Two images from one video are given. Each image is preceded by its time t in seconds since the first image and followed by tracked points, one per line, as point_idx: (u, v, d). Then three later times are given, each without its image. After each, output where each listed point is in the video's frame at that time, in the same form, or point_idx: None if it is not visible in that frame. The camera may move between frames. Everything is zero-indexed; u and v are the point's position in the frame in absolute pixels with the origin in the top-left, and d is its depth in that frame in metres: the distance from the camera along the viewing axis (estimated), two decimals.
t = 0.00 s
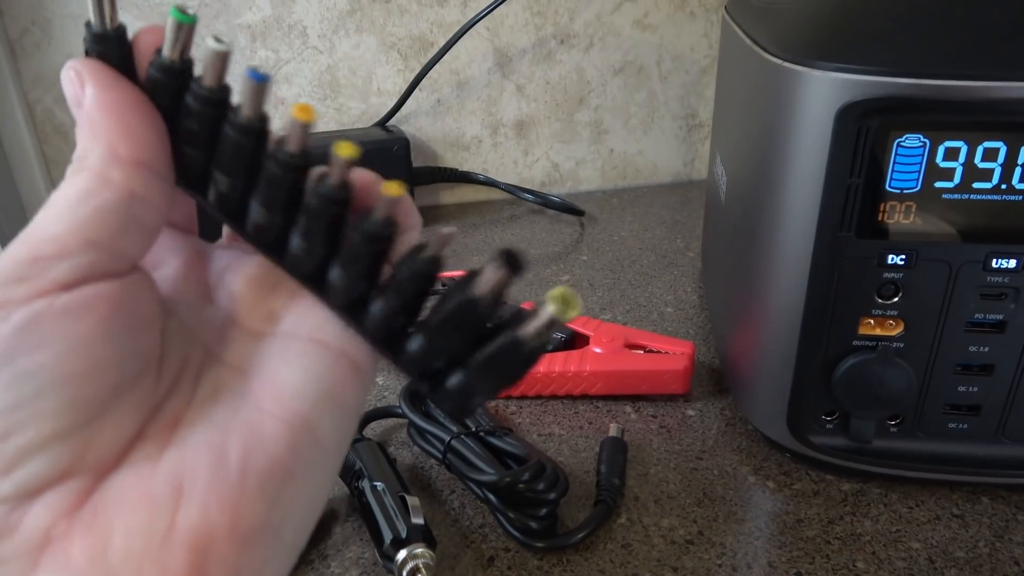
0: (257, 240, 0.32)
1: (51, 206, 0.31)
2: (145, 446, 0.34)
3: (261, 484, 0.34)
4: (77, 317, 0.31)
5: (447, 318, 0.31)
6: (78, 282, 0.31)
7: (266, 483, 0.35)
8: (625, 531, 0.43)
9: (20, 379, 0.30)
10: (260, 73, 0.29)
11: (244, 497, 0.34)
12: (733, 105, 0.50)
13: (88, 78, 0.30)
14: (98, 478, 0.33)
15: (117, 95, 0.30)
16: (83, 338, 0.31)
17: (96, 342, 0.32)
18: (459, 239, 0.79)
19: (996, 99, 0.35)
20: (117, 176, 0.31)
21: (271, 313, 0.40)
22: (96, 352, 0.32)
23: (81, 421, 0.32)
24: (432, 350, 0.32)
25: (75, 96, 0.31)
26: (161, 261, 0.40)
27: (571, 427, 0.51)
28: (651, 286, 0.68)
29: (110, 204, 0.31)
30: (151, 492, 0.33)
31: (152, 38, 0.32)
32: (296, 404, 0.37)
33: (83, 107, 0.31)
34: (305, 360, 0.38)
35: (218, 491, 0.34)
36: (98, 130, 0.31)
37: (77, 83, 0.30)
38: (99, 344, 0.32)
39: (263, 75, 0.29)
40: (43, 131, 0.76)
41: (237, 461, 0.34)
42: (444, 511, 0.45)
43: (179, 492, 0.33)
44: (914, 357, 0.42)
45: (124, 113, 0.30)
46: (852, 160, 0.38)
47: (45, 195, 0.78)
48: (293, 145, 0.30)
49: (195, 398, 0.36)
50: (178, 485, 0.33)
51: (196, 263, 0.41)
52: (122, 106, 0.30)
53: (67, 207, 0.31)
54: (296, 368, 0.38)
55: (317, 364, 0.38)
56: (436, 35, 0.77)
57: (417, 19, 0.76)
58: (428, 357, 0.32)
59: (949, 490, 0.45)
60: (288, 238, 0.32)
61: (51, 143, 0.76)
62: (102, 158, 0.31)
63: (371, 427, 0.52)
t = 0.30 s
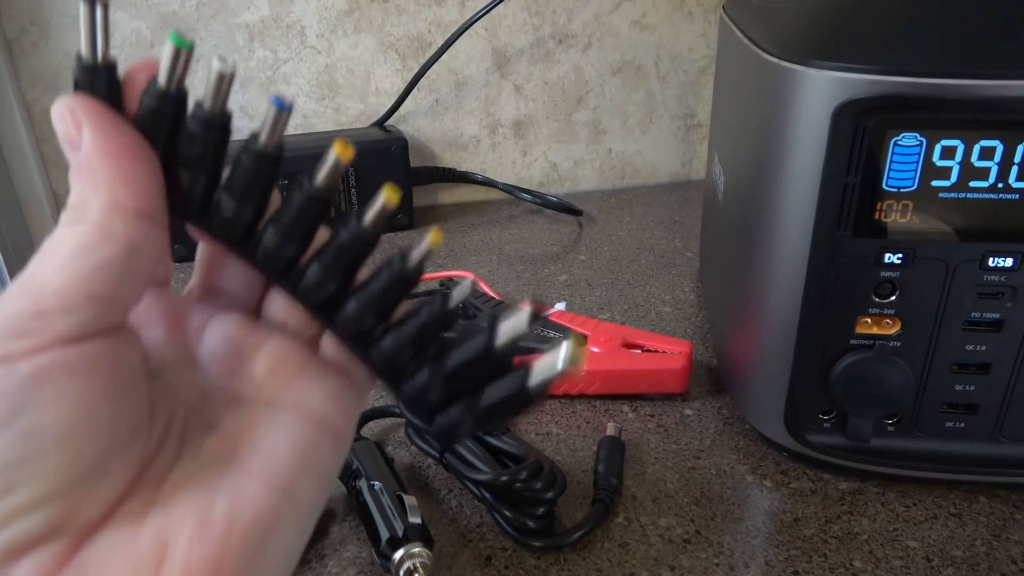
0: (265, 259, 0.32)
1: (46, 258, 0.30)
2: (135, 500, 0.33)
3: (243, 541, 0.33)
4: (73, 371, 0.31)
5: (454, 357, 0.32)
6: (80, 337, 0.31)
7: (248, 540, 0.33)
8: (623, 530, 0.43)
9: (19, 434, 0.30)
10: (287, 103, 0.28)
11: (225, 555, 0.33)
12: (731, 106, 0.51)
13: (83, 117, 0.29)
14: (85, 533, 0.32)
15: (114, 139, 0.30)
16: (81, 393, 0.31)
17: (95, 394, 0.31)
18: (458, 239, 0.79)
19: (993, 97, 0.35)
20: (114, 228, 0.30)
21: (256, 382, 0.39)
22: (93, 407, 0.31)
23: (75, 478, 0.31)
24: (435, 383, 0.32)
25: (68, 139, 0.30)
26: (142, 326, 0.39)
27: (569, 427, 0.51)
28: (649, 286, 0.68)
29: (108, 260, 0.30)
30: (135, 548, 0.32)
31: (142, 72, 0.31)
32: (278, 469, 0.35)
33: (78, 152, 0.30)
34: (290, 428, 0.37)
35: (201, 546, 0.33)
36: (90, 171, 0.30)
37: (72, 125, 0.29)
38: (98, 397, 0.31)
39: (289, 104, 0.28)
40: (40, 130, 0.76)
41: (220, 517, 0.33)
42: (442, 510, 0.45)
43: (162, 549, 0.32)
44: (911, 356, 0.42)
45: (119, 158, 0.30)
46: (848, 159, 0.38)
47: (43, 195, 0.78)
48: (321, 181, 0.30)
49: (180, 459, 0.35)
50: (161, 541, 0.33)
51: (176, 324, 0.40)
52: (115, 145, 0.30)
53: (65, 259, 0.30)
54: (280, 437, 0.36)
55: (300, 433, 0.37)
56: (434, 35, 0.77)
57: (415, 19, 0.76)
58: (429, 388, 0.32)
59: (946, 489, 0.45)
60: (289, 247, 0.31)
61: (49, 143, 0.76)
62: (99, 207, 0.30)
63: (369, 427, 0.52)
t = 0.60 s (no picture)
0: (267, 253, 0.31)
1: (57, 293, 0.30)
2: (129, 529, 0.33)
3: None
4: (90, 400, 0.31)
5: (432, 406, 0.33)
6: (94, 366, 0.31)
7: None
8: (626, 528, 0.43)
9: (25, 460, 0.29)
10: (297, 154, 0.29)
11: None
12: (734, 104, 0.50)
13: (99, 157, 0.30)
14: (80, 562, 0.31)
15: (131, 179, 0.30)
16: (88, 422, 0.31)
17: (103, 423, 0.31)
18: (459, 237, 0.78)
19: (1000, 93, 0.35)
20: (128, 263, 0.30)
21: (246, 428, 0.39)
22: (98, 439, 0.31)
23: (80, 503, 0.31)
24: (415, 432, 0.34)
25: (81, 178, 0.30)
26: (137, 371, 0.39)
27: (571, 424, 0.51)
28: (651, 284, 0.68)
29: (121, 295, 0.30)
30: None
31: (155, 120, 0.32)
32: (270, 510, 0.36)
33: (91, 191, 0.30)
34: (282, 473, 0.37)
35: None
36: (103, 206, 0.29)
37: (88, 165, 0.29)
38: (105, 427, 0.32)
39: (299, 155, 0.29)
40: (41, 126, 0.75)
41: (215, 552, 0.34)
42: (443, 507, 0.44)
43: None
44: (916, 354, 0.42)
45: (137, 195, 0.30)
46: (854, 156, 0.38)
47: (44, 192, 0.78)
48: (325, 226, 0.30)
49: (171, 494, 0.35)
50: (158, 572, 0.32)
51: (164, 370, 0.40)
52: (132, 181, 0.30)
53: (78, 293, 0.30)
54: (271, 483, 0.37)
55: (291, 479, 0.37)
56: (436, 32, 0.77)
57: (417, 16, 0.76)
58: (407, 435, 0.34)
59: (951, 488, 0.45)
60: (295, 260, 0.31)
61: (49, 139, 0.76)
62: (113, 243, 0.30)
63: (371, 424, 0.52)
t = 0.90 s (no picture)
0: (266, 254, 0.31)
1: (52, 296, 0.30)
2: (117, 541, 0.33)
3: None
4: (84, 407, 0.32)
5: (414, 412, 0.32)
6: (88, 372, 0.32)
7: None
8: (625, 530, 0.42)
9: (20, 465, 0.30)
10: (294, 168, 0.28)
11: None
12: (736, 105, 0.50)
13: (97, 162, 0.29)
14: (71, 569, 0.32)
15: (129, 186, 0.29)
16: (80, 427, 0.31)
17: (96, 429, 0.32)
18: (458, 237, 0.78)
19: (1002, 96, 0.35)
20: (126, 270, 0.30)
21: (227, 449, 0.39)
22: (90, 444, 0.32)
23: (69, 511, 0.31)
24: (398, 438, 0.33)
25: (76, 182, 0.29)
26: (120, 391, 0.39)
27: (570, 426, 0.51)
28: (651, 285, 0.68)
29: (118, 302, 0.30)
30: None
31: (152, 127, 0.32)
32: (253, 528, 0.36)
33: (87, 196, 0.29)
34: (266, 497, 0.38)
35: None
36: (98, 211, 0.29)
37: (84, 168, 0.29)
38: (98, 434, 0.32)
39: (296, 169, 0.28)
40: (40, 124, 0.75)
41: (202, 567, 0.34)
42: (442, 508, 0.44)
43: None
44: (917, 357, 0.41)
45: (135, 204, 0.29)
46: (856, 158, 0.37)
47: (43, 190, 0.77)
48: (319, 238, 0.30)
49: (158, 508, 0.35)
50: None
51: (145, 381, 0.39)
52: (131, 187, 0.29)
53: (75, 297, 0.29)
54: (255, 507, 0.37)
55: (271, 503, 0.38)
56: (436, 31, 0.77)
57: (417, 15, 0.76)
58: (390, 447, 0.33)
59: (950, 492, 0.45)
60: (292, 267, 0.30)
61: (48, 137, 0.76)
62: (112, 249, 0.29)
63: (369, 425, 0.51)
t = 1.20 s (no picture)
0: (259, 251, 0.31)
1: (52, 361, 0.30)
2: None
3: None
4: (85, 471, 0.32)
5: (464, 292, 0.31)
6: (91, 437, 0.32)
7: None
8: (623, 529, 0.42)
9: (14, 533, 0.29)
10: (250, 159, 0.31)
11: None
12: (734, 101, 0.50)
13: (97, 220, 0.30)
14: None
15: (129, 244, 0.30)
16: (80, 491, 0.31)
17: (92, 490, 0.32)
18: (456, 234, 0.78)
19: (1003, 90, 0.34)
20: (126, 331, 0.30)
21: (221, 500, 0.38)
22: (89, 508, 0.32)
23: None
24: (469, 337, 0.32)
25: (77, 242, 0.30)
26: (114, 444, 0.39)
27: (568, 424, 0.51)
28: (649, 282, 0.68)
29: (118, 365, 0.31)
30: None
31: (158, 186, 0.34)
32: None
33: (88, 254, 0.30)
34: (262, 550, 0.37)
35: None
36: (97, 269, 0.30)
37: (86, 227, 0.30)
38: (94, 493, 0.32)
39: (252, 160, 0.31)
40: (35, 122, 0.75)
41: None
42: (439, 507, 0.44)
43: None
44: (916, 354, 0.41)
45: (136, 261, 0.30)
46: (855, 153, 0.37)
47: (38, 189, 0.77)
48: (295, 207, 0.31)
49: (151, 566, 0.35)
50: None
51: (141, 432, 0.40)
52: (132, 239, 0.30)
53: (74, 362, 0.30)
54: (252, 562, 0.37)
55: (266, 559, 0.37)
56: (433, 27, 0.76)
57: (414, 11, 0.75)
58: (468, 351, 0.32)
59: (950, 488, 0.44)
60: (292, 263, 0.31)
61: (43, 135, 0.75)
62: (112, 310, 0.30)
63: (366, 422, 0.51)
